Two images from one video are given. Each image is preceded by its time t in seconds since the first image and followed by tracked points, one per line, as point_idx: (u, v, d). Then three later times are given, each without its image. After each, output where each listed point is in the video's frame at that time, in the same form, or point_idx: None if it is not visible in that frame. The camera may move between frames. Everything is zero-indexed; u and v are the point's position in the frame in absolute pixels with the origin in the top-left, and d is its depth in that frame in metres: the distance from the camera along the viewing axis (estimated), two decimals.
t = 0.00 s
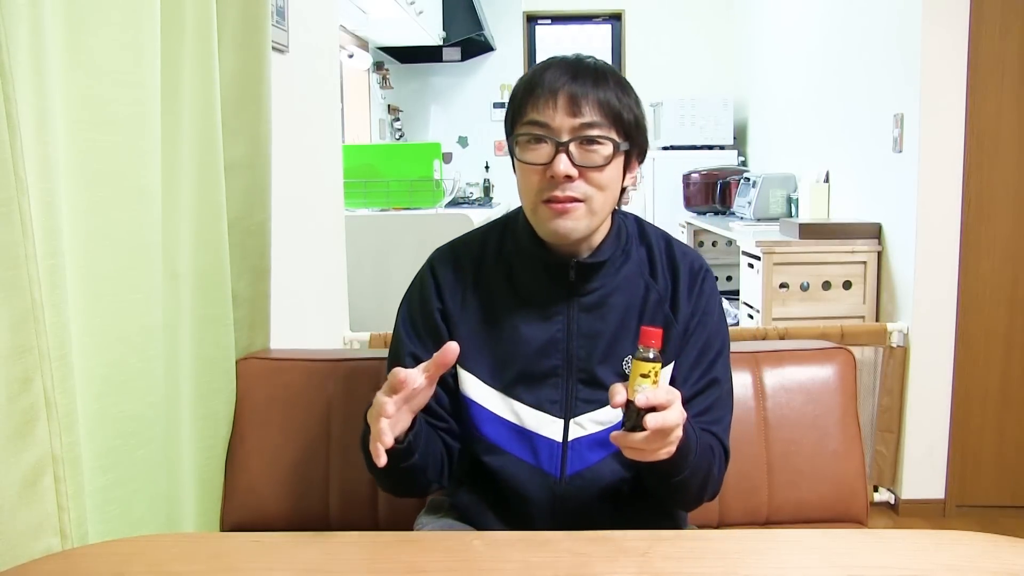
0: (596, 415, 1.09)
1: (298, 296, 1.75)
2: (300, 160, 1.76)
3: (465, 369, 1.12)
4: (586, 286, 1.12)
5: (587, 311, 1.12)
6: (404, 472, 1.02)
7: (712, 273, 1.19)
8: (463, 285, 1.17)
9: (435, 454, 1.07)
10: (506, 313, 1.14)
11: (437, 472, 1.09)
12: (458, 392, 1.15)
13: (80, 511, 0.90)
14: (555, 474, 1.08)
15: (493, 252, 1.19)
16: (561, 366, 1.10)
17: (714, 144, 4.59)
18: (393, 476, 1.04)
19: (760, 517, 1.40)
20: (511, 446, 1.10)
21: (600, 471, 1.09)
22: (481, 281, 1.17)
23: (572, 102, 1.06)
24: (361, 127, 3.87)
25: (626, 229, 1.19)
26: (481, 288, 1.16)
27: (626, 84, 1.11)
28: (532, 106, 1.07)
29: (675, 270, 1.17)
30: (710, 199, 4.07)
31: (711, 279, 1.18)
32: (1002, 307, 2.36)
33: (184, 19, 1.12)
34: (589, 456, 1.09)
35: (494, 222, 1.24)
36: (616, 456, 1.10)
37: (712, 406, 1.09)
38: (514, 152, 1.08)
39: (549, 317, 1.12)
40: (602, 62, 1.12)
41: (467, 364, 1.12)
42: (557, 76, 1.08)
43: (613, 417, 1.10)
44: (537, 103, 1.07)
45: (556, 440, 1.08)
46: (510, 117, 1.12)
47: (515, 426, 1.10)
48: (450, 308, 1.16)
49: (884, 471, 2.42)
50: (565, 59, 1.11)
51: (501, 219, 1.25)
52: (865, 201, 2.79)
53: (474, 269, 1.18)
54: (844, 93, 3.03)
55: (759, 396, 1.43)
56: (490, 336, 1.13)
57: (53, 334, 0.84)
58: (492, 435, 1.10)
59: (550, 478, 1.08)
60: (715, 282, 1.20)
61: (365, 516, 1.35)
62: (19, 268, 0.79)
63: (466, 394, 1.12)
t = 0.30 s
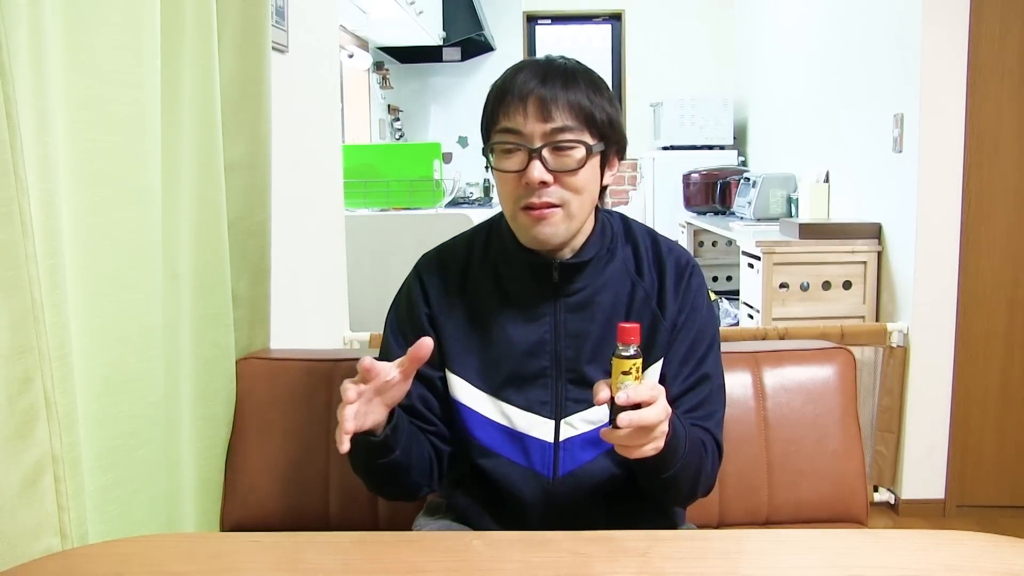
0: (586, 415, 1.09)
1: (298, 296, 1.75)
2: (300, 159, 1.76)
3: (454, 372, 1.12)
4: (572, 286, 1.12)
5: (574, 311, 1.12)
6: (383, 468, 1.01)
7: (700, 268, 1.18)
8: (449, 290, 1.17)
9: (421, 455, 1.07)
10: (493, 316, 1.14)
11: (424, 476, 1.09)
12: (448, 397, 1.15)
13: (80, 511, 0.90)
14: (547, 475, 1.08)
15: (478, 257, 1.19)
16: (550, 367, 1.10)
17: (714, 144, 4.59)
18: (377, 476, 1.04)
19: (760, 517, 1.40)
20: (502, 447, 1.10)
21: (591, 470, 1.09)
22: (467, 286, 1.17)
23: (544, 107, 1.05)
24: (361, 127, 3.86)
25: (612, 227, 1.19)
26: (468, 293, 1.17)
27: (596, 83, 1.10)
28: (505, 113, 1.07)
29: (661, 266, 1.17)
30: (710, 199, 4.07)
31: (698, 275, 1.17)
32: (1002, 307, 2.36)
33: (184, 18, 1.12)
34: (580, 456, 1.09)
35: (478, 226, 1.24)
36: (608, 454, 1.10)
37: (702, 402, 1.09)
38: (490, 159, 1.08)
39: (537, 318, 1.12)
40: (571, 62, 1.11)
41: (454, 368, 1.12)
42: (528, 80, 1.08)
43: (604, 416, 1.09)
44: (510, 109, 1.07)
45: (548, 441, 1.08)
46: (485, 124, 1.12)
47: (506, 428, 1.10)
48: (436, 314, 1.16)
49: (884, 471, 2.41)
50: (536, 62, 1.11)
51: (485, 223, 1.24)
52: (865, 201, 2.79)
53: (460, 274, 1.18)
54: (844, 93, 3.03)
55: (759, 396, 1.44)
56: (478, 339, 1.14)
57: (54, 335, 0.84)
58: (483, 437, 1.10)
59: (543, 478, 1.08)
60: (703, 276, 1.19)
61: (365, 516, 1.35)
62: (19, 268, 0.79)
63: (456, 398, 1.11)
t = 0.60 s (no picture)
0: (579, 418, 1.09)
1: (298, 296, 1.75)
2: (300, 159, 1.76)
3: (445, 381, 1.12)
4: (560, 289, 1.11)
5: (561, 314, 1.11)
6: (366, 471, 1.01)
7: (688, 266, 1.19)
8: (435, 302, 1.17)
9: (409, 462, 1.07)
10: (481, 322, 1.14)
11: (417, 480, 1.09)
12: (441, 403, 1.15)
13: (81, 511, 0.90)
14: (542, 479, 1.08)
15: (463, 265, 1.19)
16: (541, 372, 1.10)
17: (714, 144, 4.59)
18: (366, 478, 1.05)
19: (760, 517, 1.40)
20: (495, 450, 1.10)
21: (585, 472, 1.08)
22: (454, 297, 1.17)
23: (511, 121, 1.04)
24: (361, 127, 3.86)
25: (598, 229, 1.18)
26: (455, 304, 1.17)
27: (564, 88, 1.09)
28: (476, 131, 1.06)
29: (648, 265, 1.17)
30: (710, 199, 4.06)
31: (686, 271, 1.17)
32: (1002, 307, 2.36)
33: (184, 19, 1.12)
34: (573, 459, 1.08)
35: (463, 234, 1.24)
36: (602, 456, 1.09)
37: (696, 399, 1.10)
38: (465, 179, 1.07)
39: (524, 323, 1.12)
40: (536, 69, 1.09)
41: (445, 376, 1.12)
42: (494, 92, 1.06)
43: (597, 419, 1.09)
44: (479, 126, 1.06)
45: (540, 445, 1.08)
46: (457, 141, 1.11)
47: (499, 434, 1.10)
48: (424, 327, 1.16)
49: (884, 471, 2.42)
50: (500, 71, 1.09)
51: (471, 230, 1.24)
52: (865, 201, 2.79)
53: (447, 285, 1.18)
54: (844, 93, 3.03)
55: (759, 396, 1.44)
56: (467, 347, 1.14)
57: (53, 335, 0.84)
58: (477, 442, 1.10)
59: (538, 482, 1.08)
60: (692, 273, 1.19)
61: (364, 516, 1.35)
62: (18, 269, 0.79)
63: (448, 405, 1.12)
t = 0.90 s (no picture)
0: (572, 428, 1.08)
1: (298, 296, 1.75)
2: (300, 159, 1.76)
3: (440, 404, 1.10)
4: (541, 301, 1.07)
5: (546, 327, 1.08)
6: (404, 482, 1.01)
7: (673, 263, 1.13)
8: (421, 323, 1.15)
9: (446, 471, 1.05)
10: (465, 339, 1.11)
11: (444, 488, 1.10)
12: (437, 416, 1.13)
13: (81, 511, 0.90)
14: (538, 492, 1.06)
15: (444, 280, 1.16)
16: (529, 388, 1.08)
17: (714, 144, 4.60)
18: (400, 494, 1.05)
19: (760, 517, 1.40)
20: (491, 465, 1.09)
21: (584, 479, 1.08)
22: (438, 315, 1.15)
23: (459, 160, 0.94)
24: (361, 127, 3.86)
25: (579, 233, 1.14)
26: (440, 322, 1.14)
27: (513, 111, 0.98)
28: (426, 175, 0.96)
29: (631, 267, 1.12)
30: (710, 199, 4.06)
31: (671, 270, 1.12)
32: (1001, 307, 2.36)
33: (184, 19, 1.12)
34: (567, 467, 1.08)
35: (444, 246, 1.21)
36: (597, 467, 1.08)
37: (687, 401, 1.05)
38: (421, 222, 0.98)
39: (508, 337, 1.09)
40: (479, 93, 0.99)
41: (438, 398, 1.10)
42: (438, 129, 0.96)
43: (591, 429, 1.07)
44: (426, 168, 0.96)
45: (534, 457, 1.06)
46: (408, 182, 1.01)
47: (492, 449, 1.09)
48: (412, 347, 1.14)
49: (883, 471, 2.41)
50: (444, 102, 0.99)
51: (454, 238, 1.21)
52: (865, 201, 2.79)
53: (431, 303, 1.16)
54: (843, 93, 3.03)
55: (759, 396, 1.44)
56: (455, 362, 1.12)
57: (53, 335, 0.84)
58: (473, 461, 1.09)
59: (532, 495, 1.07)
60: (678, 270, 1.14)
61: (365, 516, 1.35)
62: (19, 268, 0.79)
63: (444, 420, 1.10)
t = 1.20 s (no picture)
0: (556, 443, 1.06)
1: (298, 296, 1.75)
2: (300, 159, 1.76)
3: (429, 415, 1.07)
4: (519, 313, 1.04)
5: (526, 340, 1.05)
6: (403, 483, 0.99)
7: (658, 271, 1.11)
8: (401, 333, 1.11)
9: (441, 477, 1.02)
10: (444, 351, 1.08)
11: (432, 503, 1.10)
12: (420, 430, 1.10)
13: (81, 511, 0.90)
14: (527, 506, 1.07)
15: (423, 290, 1.12)
16: (511, 401, 1.06)
17: (714, 144, 4.60)
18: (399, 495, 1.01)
19: (760, 517, 1.41)
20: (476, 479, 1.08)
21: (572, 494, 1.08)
22: (418, 326, 1.11)
23: (419, 153, 0.90)
24: (360, 127, 3.86)
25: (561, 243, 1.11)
26: (420, 332, 1.11)
27: (474, 105, 0.96)
28: (389, 174, 0.92)
29: (613, 277, 1.10)
30: (710, 199, 4.06)
31: (655, 279, 1.10)
32: (1001, 307, 2.36)
33: (184, 20, 1.12)
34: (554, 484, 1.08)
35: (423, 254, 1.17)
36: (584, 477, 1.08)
37: (672, 415, 1.02)
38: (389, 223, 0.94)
39: (488, 350, 1.06)
40: (440, 91, 0.97)
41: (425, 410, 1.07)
42: (399, 126, 0.92)
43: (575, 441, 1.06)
44: (388, 166, 0.92)
45: (520, 472, 1.06)
46: (377, 187, 0.98)
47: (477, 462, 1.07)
48: (392, 358, 1.10)
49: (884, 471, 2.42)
50: (407, 101, 0.96)
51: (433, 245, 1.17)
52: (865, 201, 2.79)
53: (410, 313, 1.11)
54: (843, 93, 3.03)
55: (759, 396, 1.44)
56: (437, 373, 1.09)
57: (53, 335, 0.84)
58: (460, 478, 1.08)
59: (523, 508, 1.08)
60: (663, 278, 1.11)
61: (364, 516, 1.35)
62: (19, 268, 0.79)
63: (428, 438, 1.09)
